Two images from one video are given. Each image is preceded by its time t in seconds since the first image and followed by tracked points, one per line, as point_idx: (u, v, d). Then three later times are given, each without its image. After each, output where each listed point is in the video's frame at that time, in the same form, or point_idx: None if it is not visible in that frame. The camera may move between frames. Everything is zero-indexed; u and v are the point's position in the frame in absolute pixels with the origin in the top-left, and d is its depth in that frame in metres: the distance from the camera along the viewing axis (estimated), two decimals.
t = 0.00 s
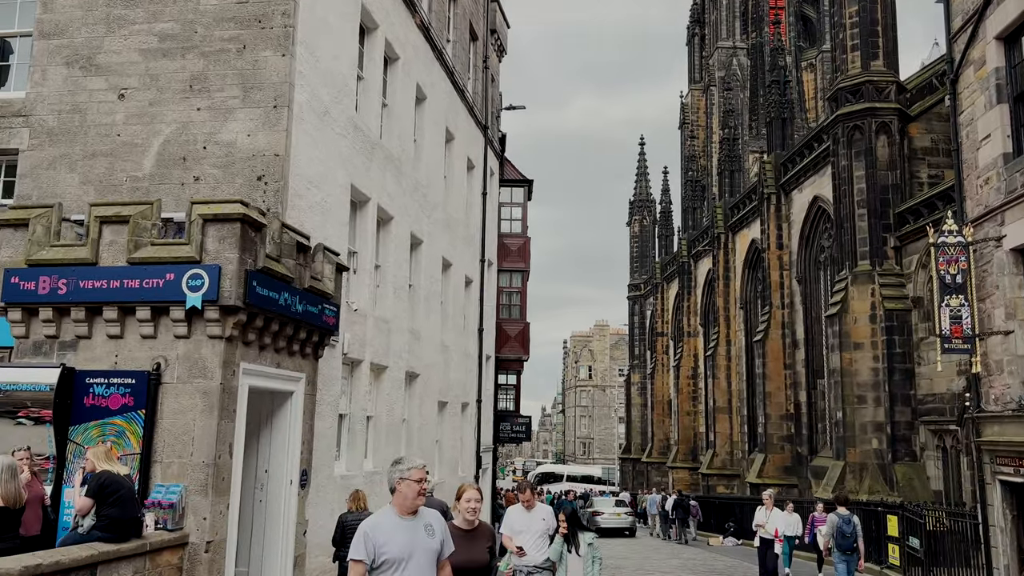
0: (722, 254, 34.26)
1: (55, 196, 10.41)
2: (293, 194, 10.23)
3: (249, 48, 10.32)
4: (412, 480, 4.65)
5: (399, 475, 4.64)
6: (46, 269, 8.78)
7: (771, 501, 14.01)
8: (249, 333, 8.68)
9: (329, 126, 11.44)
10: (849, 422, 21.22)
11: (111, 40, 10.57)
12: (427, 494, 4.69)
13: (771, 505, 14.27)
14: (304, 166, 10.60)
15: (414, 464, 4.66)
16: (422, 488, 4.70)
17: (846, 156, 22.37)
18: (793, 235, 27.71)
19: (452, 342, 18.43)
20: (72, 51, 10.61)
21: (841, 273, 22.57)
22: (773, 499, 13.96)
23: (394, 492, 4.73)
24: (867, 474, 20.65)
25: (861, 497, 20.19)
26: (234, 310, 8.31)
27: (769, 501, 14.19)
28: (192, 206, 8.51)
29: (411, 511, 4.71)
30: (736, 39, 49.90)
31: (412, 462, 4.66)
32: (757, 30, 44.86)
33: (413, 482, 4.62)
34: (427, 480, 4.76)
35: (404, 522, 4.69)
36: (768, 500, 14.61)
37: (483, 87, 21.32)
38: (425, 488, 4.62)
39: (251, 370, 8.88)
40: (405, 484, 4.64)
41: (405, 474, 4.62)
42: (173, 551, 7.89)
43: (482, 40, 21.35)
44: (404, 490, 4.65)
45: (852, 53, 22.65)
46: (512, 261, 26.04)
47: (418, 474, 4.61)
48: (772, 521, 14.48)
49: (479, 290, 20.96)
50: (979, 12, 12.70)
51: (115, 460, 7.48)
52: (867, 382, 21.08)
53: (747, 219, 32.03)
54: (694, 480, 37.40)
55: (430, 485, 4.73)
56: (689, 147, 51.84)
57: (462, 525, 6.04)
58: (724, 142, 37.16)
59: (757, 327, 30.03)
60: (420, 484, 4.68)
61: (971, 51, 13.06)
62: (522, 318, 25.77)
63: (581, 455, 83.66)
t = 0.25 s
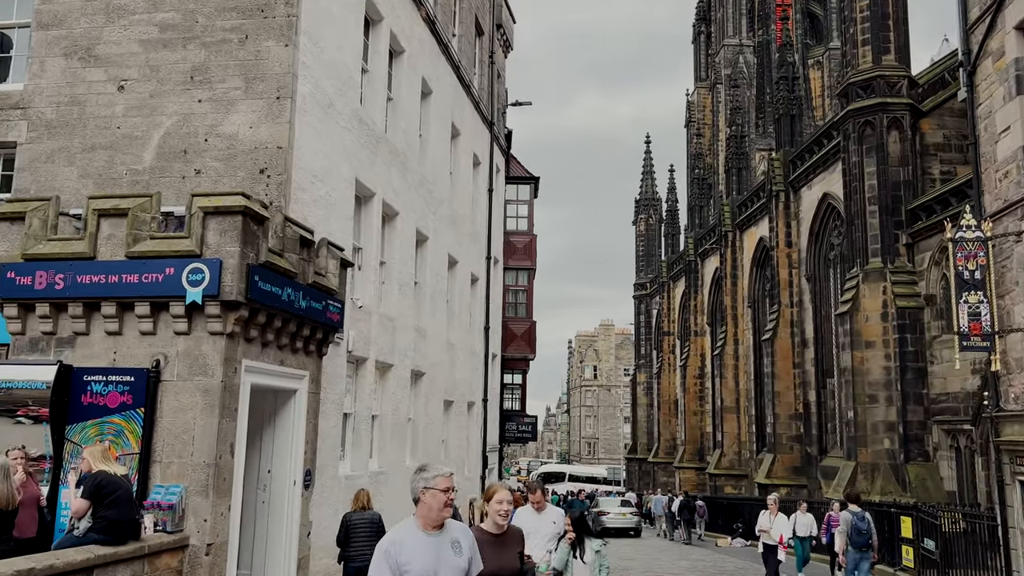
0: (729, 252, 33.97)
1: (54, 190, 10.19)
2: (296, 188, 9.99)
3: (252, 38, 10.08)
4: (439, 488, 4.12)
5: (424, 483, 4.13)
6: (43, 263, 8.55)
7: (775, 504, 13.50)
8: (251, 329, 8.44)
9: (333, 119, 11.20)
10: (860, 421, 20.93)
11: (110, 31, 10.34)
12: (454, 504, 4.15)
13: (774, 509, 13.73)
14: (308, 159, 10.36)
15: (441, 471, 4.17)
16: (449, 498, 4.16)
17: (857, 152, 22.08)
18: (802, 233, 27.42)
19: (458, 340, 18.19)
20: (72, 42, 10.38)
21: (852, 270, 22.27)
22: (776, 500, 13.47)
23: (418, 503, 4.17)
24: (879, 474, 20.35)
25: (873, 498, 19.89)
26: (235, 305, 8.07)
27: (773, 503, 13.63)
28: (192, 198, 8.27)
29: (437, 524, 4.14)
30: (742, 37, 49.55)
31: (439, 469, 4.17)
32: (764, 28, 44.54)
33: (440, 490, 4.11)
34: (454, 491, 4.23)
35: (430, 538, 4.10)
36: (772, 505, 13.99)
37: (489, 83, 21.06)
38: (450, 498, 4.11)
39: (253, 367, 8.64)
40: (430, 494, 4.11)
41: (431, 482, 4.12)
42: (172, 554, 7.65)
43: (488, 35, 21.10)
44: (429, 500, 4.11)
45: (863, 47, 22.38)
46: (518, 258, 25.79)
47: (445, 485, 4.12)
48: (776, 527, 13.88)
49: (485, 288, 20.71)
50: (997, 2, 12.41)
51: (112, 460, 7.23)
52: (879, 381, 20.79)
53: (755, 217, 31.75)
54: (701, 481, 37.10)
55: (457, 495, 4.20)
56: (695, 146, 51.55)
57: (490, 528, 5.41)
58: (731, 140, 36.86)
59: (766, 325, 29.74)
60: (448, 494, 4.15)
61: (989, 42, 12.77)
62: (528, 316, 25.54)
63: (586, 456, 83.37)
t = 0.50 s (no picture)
0: (736, 250, 33.69)
1: (52, 183, 9.96)
2: (299, 180, 9.75)
3: (254, 27, 9.84)
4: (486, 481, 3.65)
5: (467, 478, 3.66)
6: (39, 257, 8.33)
7: (779, 500, 13.05)
8: (253, 324, 8.20)
9: (337, 111, 10.96)
10: (871, 420, 20.67)
11: (110, 20, 10.10)
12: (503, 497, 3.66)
13: (780, 506, 13.28)
14: (311, 151, 10.11)
15: (487, 465, 3.73)
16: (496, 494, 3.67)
17: (867, 147, 21.79)
18: (810, 230, 27.14)
19: (463, 338, 17.95)
20: (70, 32, 10.14)
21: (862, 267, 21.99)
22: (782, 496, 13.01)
23: (461, 500, 3.64)
24: (890, 474, 20.07)
25: (885, 498, 19.62)
26: (237, 300, 7.83)
27: (778, 499, 13.18)
28: (192, 189, 8.02)
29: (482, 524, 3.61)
30: (748, 34, 49.19)
31: (484, 463, 3.74)
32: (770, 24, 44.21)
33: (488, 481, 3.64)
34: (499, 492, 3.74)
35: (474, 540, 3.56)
36: (778, 502, 13.52)
37: (494, 77, 20.80)
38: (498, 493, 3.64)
39: (256, 364, 8.40)
40: (475, 489, 3.61)
41: (475, 476, 3.66)
42: (172, 555, 7.42)
43: (494, 29, 20.84)
44: (474, 496, 3.60)
45: (873, 42, 22.07)
46: (524, 256, 25.55)
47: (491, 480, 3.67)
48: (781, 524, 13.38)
49: (491, 285, 20.46)
50: None
51: (110, 459, 7.00)
52: (890, 380, 20.52)
53: (763, 214, 31.46)
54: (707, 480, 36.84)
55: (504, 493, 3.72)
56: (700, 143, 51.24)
57: (537, 536, 4.92)
58: (738, 137, 36.55)
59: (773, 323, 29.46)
60: (494, 490, 3.67)
61: (1008, 33, 12.48)
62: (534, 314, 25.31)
63: (590, 455, 83.12)
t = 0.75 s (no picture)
0: (742, 246, 33.43)
1: (48, 173, 9.73)
2: (301, 170, 9.52)
3: (255, 14, 9.61)
4: (529, 473, 3.41)
5: (508, 470, 3.43)
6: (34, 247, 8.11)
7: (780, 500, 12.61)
8: (254, 316, 7.97)
9: (340, 100, 10.73)
10: (880, 417, 20.43)
11: (108, 6, 9.86)
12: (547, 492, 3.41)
13: (782, 506, 12.94)
14: (313, 141, 9.89)
15: (528, 455, 3.48)
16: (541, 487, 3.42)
17: (877, 141, 21.53)
18: (817, 226, 26.88)
19: (468, 334, 17.73)
20: (67, 18, 9.91)
21: (871, 262, 21.73)
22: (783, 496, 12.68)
23: (501, 493, 3.40)
24: (900, 472, 19.83)
25: (895, 496, 19.38)
26: (237, 291, 7.61)
27: (780, 500, 12.85)
28: (191, 177, 7.79)
29: (528, 520, 3.34)
30: (753, 30, 48.91)
31: (525, 452, 3.49)
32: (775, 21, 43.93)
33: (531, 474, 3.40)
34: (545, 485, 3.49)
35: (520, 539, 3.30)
36: (781, 502, 13.14)
37: (499, 70, 20.57)
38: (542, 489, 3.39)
39: (256, 357, 8.18)
40: (516, 482, 3.38)
41: (516, 468, 3.42)
42: (170, 554, 7.19)
43: (498, 22, 20.59)
44: (516, 489, 3.36)
45: (882, 34, 21.81)
46: (528, 252, 25.34)
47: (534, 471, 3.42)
48: (783, 524, 13.00)
49: (495, 281, 20.24)
50: None
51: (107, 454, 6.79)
52: (900, 376, 20.26)
53: (769, 210, 31.20)
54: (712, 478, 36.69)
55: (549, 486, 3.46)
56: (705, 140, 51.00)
57: (581, 532, 4.44)
58: (744, 133, 36.27)
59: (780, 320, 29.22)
60: (539, 483, 3.42)
61: None
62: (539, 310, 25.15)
63: (594, 454, 82.93)
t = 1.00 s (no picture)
0: (747, 242, 33.14)
1: (43, 166, 9.48)
2: (302, 162, 9.27)
3: (254, 1, 9.35)
4: (579, 492, 3.06)
5: (554, 485, 3.08)
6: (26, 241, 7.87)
7: (780, 498, 11.88)
8: (253, 312, 7.71)
9: (342, 90, 10.47)
10: (889, 415, 20.17)
11: None
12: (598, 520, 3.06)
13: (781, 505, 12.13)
14: (314, 132, 9.63)
15: (577, 469, 3.12)
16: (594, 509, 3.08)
17: (885, 136, 21.25)
18: (824, 222, 26.60)
19: (472, 331, 17.47)
20: (62, 7, 9.65)
21: (879, 258, 21.45)
22: (784, 494, 11.88)
23: (545, 516, 3.07)
24: (909, 471, 19.56)
25: (904, 495, 19.12)
26: (236, 286, 7.35)
27: (779, 498, 12.09)
28: (188, 168, 7.53)
29: (578, 547, 3.02)
30: (757, 26, 48.54)
31: (574, 465, 3.13)
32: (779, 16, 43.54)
33: (583, 498, 3.04)
34: (596, 502, 3.15)
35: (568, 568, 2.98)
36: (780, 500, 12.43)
37: (503, 64, 20.29)
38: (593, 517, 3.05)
39: (255, 354, 7.92)
40: (564, 501, 3.03)
41: (565, 483, 3.07)
42: (166, 558, 6.94)
43: (502, 15, 20.30)
44: (564, 510, 3.02)
45: (891, 27, 21.51)
46: (532, 248, 25.08)
47: (584, 493, 3.07)
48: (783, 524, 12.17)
49: (499, 277, 19.97)
50: None
51: (100, 455, 6.54)
52: (909, 374, 19.99)
53: (775, 206, 30.91)
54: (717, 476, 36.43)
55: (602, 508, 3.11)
56: (708, 136, 50.65)
57: (634, 557, 4.34)
58: (749, 128, 35.93)
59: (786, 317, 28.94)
60: (590, 502, 3.08)
61: None
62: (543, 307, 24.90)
63: (596, 451, 82.67)
